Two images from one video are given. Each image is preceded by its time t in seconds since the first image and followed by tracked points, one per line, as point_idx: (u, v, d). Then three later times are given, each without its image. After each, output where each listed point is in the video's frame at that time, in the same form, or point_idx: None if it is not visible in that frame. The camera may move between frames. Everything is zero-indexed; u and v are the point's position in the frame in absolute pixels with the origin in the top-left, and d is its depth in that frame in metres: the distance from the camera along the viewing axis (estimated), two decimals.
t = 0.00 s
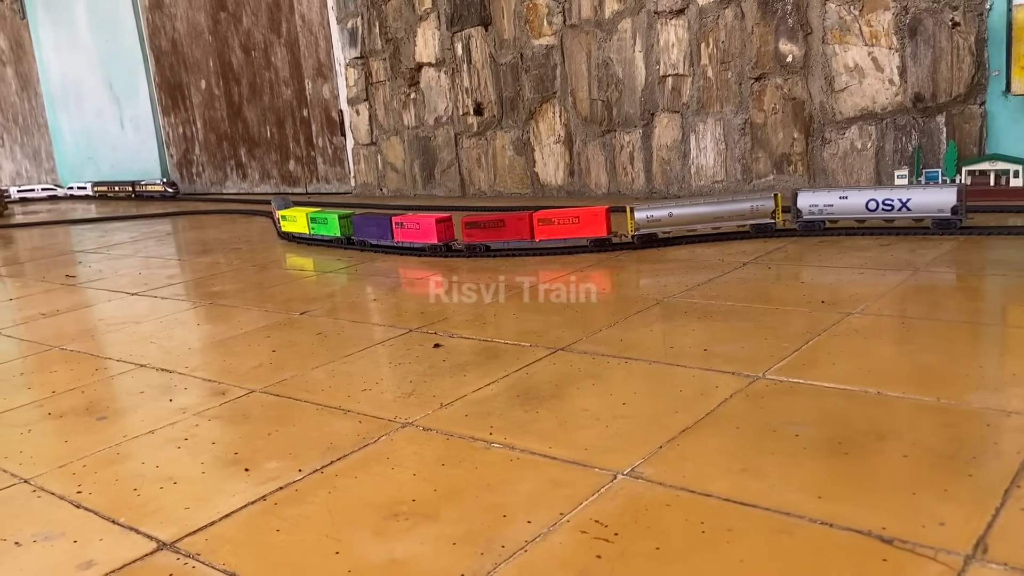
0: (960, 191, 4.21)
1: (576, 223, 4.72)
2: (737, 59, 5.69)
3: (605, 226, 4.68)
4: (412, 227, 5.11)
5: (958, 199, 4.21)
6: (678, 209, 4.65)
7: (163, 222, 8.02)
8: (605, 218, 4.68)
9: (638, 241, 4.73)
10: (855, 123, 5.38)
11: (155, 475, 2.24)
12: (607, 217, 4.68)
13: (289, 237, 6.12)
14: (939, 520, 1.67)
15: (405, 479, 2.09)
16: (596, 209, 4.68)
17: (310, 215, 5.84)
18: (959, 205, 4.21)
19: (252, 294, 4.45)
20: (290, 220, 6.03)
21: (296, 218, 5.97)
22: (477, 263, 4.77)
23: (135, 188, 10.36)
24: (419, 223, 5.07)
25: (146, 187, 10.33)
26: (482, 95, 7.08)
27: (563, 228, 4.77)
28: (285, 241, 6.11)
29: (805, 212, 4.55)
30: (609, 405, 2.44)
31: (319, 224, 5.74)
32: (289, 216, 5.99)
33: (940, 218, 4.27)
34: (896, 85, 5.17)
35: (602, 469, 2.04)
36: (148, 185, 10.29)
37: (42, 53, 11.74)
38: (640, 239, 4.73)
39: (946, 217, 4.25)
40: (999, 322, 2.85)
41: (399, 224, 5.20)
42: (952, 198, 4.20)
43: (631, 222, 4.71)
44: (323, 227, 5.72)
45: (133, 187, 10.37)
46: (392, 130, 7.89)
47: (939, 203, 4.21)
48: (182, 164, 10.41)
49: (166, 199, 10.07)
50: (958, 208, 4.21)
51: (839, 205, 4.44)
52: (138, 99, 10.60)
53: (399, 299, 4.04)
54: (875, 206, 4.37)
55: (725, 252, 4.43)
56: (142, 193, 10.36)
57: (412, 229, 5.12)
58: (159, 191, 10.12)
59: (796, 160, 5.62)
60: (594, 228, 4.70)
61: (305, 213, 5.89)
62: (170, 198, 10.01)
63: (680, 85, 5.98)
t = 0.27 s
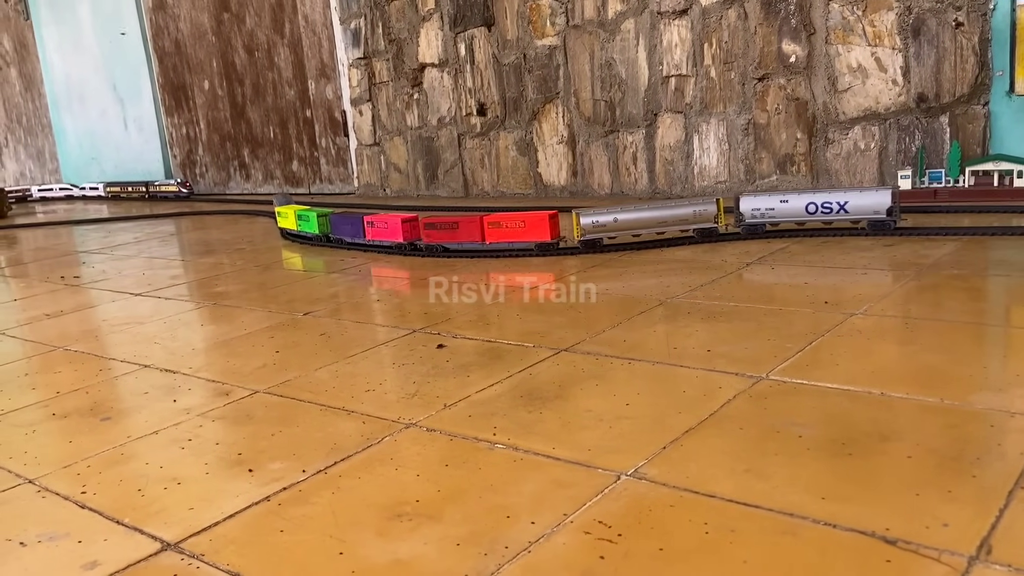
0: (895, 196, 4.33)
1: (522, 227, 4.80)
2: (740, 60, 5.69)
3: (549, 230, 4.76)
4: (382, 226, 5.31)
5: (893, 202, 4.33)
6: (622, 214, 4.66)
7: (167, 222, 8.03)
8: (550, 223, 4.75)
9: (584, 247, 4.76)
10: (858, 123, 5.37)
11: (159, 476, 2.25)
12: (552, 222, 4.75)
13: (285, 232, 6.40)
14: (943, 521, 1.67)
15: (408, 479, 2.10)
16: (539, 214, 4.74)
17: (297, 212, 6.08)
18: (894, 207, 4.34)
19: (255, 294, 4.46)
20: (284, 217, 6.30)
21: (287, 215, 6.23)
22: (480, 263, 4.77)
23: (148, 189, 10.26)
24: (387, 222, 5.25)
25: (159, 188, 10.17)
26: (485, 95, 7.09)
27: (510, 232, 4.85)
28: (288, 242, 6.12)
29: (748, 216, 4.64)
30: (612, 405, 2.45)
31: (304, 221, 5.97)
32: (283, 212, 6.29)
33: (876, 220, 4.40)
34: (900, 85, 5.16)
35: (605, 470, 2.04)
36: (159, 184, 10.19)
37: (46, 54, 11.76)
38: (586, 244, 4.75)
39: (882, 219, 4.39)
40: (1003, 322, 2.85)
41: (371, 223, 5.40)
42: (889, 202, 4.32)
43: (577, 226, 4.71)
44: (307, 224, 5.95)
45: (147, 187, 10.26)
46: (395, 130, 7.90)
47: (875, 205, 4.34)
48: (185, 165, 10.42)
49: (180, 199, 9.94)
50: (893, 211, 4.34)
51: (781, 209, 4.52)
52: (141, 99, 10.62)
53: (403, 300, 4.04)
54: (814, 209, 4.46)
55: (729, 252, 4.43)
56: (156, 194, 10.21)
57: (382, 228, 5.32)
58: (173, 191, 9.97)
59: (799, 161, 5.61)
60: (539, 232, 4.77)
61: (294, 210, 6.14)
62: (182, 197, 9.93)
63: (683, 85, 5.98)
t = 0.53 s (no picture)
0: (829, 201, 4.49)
1: (472, 231, 4.91)
2: (742, 60, 5.69)
3: (497, 235, 4.85)
4: (357, 224, 5.50)
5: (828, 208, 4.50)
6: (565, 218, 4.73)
7: (170, 223, 8.03)
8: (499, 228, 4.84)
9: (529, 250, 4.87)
10: (861, 123, 5.37)
11: (162, 478, 2.25)
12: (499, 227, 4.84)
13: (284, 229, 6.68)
14: (945, 523, 1.67)
15: (411, 481, 2.10)
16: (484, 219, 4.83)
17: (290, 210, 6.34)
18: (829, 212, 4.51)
19: (258, 295, 4.46)
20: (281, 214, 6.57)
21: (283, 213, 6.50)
22: (483, 264, 4.77)
23: (162, 190, 10.07)
24: (361, 221, 5.44)
25: (173, 189, 9.97)
26: (487, 96, 7.09)
27: (461, 234, 4.97)
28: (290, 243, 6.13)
29: (693, 221, 4.67)
30: (614, 407, 2.45)
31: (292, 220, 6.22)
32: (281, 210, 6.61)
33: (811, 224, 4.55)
34: (902, 86, 5.15)
35: (608, 472, 2.04)
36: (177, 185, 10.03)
37: (49, 54, 11.77)
38: (532, 248, 4.86)
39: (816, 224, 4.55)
40: (1006, 323, 2.85)
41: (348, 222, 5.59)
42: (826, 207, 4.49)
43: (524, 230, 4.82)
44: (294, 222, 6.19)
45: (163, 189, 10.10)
46: (397, 131, 7.90)
47: (814, 208, 4.47)
48: (188, 166, 10.42)
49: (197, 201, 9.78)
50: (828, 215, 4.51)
51: (725, 213, 4.59)
52: (144, 100, 10.64)
53: (405, 301, 4.04)
54: (758, 213, 4.57)
55: (731, 253, 4.43)
56: (170, 194, 10.03)
57: (357, 226, 5.51)
58: (188, 192, 9.79)
59: (802, 161, 5.61)
60: (488, 236, 4.87)
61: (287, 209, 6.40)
62: (196, 198, 9.76)
63: (685, 85, 5.98)
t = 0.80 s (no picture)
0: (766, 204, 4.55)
1: (428, 230, 5.09)
2: (743, 60, 5.69)
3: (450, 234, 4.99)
4: (333, 223, 5.73)
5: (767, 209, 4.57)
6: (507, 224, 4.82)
7: (171, 223, 8.04)
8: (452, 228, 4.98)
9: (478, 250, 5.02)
10: (862, 123, 5.36)
11: (163, 478, 2.26)
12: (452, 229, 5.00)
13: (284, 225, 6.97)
14: (947, 523, 1.67)
15: (412, 481, 2.10)
16: (439, 219, 4.99)
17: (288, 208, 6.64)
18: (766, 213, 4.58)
19: (260, 296, 4.46)
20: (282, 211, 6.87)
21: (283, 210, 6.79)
22: (485, 264, 4.77)
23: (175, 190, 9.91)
24: (337, 219, 5.67)
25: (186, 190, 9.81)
26: (488, 97, 7.09)
27: (419, 233, 5.15)
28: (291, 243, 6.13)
29: (637, 228, 4.69)
30: (615, 407, 2.45)
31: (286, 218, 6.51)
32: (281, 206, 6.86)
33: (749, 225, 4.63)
34: (904, 86, 5.15)
35: (608, 472, 2.04)
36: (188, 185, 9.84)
37: (50, 55, 11.78)
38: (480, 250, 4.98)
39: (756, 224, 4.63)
40: (1008, 324, 2.85)
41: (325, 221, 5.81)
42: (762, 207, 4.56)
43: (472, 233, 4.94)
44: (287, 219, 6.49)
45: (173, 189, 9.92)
46: (398, 131, 7.90)
47: (753, 211, 4.55)
48: (189, 166, 10.43)
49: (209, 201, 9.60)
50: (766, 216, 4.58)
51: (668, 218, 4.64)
52: (145, 100, 10.65)
53: (406, 301, 4.04)
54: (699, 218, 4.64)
55: (732, 253, 4.43)
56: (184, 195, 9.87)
57: (333, 224, 5.73)
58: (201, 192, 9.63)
59: (803, 161, 5.62)
60: (441, 237, 5.05)
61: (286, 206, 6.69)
62: (211, 199, 9.58)
63: (686, 85, 5.98)
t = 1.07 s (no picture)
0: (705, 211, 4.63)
1: (393, 229, 5.25)
2: (744, 60, 5.69)
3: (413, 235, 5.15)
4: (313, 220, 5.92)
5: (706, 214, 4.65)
6: (458, 226, 4.93)
7: (172, 224, 8.04)
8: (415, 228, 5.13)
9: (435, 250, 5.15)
10: (862, 123, 5.36)
11: (164, 478, 2.26)
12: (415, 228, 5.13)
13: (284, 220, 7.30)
14: (946, 523, 1.67)
15: (412, 482, 2.10)
16: (402, 219, 5.15)
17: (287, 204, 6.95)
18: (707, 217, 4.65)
19: (260, 296, 4.46)
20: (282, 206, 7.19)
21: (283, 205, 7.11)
22: (485, 264, 4.78)
23: (187, 190, 9.75)
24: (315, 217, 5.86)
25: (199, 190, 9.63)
26: (488, 97, 7.09)
27: (386, 231, 5.32)
28: (292, 244, 6.14)
29: (579, 232, 4.72)
30: (616, 407, 2.45)
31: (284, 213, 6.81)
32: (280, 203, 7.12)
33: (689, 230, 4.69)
34: (904, 85, 5.15)
35: (608, 472, 2.04)
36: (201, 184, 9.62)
37: (52, 56, 11.79)
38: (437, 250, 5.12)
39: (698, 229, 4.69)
40: (1009, 323, 2.84)
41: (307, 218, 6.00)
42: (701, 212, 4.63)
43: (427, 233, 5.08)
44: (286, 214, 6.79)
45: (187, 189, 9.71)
46: (399, 131, 7.91)
47: (694, 215, 4.63)
48: (190, 166, 10.44)
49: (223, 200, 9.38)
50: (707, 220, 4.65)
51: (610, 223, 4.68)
52: (146, 101, 10.66)
53: (407, 301, 4.04)
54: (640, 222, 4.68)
55: (733, 253, 4.43)
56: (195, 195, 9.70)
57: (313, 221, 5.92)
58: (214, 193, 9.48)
59: (804, 161, 5.62)
60: (404, 236, 5.19)
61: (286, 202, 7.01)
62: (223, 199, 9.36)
63: (687, 85, 5.98)
